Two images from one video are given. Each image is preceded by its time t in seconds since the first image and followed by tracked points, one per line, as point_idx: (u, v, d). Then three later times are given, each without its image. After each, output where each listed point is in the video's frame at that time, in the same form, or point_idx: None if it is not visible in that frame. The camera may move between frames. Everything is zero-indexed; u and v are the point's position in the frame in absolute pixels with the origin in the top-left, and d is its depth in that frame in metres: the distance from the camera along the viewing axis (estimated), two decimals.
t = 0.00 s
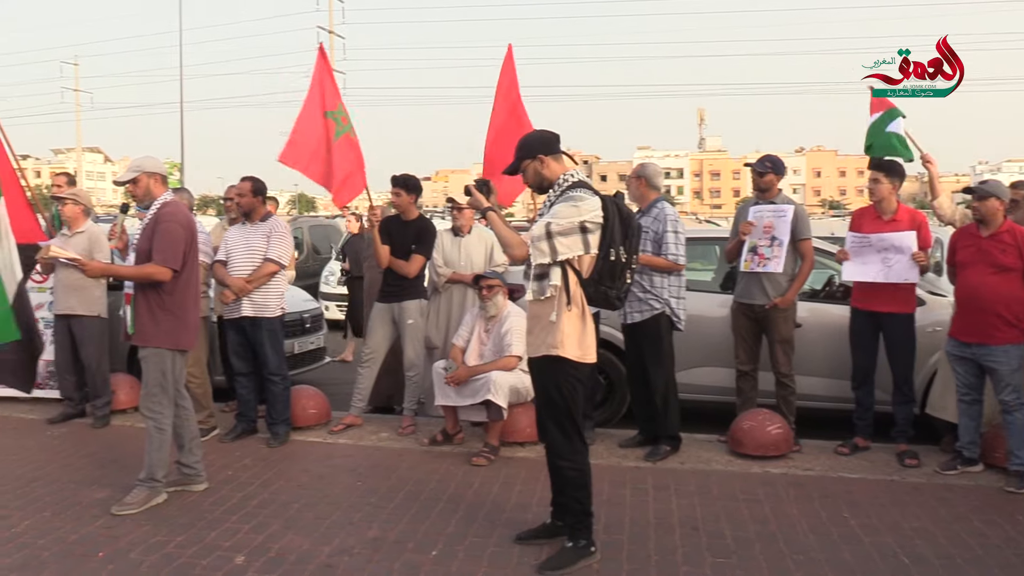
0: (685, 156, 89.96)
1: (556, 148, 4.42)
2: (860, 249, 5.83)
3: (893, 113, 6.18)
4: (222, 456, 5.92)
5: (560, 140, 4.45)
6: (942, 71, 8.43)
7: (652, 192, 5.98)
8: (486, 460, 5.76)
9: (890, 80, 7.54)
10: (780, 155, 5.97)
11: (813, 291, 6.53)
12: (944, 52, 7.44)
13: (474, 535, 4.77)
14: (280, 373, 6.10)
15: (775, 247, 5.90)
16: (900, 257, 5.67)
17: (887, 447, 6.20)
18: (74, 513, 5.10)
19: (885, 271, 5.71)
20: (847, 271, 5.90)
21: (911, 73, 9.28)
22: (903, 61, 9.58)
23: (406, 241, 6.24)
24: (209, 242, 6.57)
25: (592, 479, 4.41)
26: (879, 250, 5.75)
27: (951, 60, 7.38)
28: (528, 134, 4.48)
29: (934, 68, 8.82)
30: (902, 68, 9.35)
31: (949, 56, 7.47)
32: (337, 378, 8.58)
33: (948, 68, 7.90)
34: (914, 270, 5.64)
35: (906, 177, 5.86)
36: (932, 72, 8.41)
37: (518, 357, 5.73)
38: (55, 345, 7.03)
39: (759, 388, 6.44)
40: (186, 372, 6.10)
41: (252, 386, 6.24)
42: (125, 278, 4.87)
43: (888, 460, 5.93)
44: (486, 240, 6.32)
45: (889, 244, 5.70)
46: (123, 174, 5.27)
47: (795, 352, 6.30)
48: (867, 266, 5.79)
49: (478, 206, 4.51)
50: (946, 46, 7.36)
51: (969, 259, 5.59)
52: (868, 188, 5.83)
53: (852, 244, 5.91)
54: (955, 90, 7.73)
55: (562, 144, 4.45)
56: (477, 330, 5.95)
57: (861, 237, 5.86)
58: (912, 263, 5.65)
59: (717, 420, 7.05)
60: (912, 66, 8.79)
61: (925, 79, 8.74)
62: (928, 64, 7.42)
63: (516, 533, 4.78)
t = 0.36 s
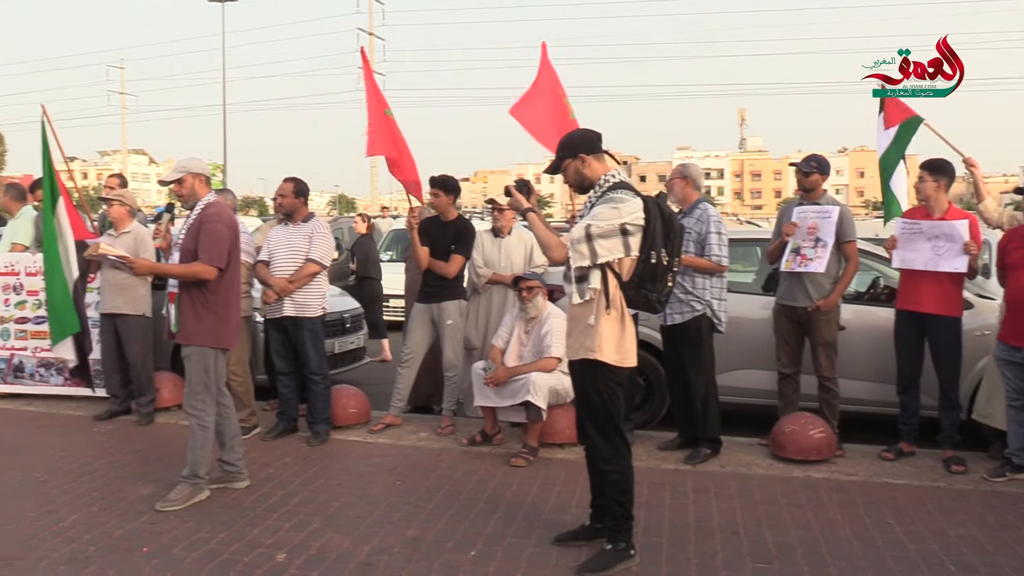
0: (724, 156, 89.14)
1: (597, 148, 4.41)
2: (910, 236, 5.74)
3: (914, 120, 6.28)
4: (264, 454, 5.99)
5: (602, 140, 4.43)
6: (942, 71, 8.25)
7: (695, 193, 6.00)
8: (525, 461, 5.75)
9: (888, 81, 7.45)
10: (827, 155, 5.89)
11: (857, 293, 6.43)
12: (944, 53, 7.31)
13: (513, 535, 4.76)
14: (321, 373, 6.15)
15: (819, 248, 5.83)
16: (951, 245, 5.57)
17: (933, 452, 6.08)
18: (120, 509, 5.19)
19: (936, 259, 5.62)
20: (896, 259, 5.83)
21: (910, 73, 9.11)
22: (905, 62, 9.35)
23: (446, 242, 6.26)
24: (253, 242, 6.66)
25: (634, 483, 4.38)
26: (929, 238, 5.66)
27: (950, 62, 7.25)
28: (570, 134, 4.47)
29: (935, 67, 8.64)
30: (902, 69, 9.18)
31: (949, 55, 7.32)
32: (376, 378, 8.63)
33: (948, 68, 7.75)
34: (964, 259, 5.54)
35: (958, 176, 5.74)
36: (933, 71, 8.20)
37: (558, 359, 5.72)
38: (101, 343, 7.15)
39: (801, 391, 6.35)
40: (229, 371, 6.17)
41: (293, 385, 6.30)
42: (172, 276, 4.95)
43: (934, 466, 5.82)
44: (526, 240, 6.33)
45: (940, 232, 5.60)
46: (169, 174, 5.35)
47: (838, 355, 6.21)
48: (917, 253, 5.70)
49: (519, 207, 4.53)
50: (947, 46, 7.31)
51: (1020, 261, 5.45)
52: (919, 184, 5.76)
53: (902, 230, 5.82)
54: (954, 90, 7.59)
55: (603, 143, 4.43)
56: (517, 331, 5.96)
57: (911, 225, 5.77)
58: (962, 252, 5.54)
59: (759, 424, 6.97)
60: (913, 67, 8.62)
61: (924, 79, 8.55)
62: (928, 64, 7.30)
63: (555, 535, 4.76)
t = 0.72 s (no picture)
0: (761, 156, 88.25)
1: (638, 148, 4.38)
2: (948, 235, 5.64)
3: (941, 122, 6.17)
4: (304, 453, 6.04)
5: (643, 140, 4.39)
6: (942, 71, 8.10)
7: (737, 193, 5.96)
8: (563, 463, 5.74)
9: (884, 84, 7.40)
10: (868, 154, 5.81)
11: (900, 295, 6.33)
12: (944, 53, 7.21)
13: (551, 537, 4.75)
14: (360, 373, 6.19)
15: (861, 250, 5.75)
16: (991, 243, 5.44)
17: (979, 458, 5.95)
18: (162, 505, 5.26)
19: (976, 258, 5.50)
20: (936, 259, 5.73)
21: (910, 74, 8.98)
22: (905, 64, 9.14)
23: (484, 242, 6.27)
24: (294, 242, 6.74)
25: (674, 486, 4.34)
26: (968, 237, 5.55)
27: (945, 62, 7.10)
28: (610, 134, 4.45)
29: (933, 66, 8.54)
30: (902, 69, 9.06)
31: (949, 56, 7.18)
32: (414, 378, 8.67)
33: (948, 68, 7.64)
34: (1005, 256, 5.39)
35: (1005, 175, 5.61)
36: (933, 72, 8.05)
37: (596, 360, 5.69)
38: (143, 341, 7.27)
39: (843, 395, 6.26)
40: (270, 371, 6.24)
41: (332, 385, 6.35)
42: (215, 277, 5.02)
43: (981, 472, 5.70)
44: (565, 241, 6.31)
45: (979, 230, 5.49)
46: (212, 175, 5.42)
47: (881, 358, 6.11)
48: (956, 253, 5.61)
49: (559, 208, 4.53)
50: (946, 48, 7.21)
51: None
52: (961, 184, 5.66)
53: (941, 230, 5.71)
54: (952, 86, 7.45)
55: (645, 143, 4.41)
56: (555, 332, 5.94)
57: (949, 225, 5.66)
58: (1002, 249, 5.39)
59: (800, 427, 6.89)
60: (912, 67, 8.52)
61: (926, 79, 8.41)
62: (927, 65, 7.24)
63: (594, 537, 4.75)
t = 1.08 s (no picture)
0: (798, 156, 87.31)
1: (678, 149, 4.34)
2: (984, 230, 5.54)
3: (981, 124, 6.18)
4: (342, 452, 6.08)
5: (683, 141, 4.35)
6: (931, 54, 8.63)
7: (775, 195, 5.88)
8: (600, 465, 5.71)
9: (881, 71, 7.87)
10: (904, 154, 5.74)
11: (943, 297, 6.22)
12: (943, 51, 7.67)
13: (588, 540, 4.73)
14: (397, 373, 6.21)
15: (902, 252, 5.62)
16: None
17: None
18: (203, 503, 5.33)
19: (1013, 253, 5.41)
20: (973, 256, 5.63)
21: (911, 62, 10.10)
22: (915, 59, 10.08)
23: (520, 243, 6.27)
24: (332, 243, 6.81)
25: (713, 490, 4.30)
26: (1004, 232, 5.45)
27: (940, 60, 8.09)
28: (649, 135, 4.41)
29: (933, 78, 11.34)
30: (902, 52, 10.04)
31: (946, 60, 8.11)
32: (451, 378, 8.69)
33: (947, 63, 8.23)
34: None
35: None
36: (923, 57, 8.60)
37: (632, 362, 5.65)
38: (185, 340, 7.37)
39: (885, 398, 6.17)
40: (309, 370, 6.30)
41: (369, 384, 6.38)
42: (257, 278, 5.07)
43: None
44: (602, 242, 6.28)
45: (1015, 225, 5.39)
46: (256, 174, 5.46)
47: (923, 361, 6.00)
48: (994, 250, 5.51)
49: (598, 209, 4.51)
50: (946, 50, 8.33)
51: None
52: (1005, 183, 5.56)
53: (976, 226, 5.61)
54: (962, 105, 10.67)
55: (685, 144, 4.36)
56: (592, 334, 5.92)
57: (985, 221, 5.55)
58: None
59: (841, 431, 6.79)
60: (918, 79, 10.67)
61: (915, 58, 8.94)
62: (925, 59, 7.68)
63: (631, 540, 4.71)
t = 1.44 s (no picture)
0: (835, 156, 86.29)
1: (714, 149, 4.30)
2: None
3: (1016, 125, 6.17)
4: (378, 451, 6.11)
5: (720, 141, 4.31)
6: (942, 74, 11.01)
7: (815, 195, 5.79)
8: (636, 467, 5.68)
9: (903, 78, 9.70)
10: (943, 152, 5.65)
11: (987, 300, 6.10)
12: (946, 52, 9.37)
13: (624, 542, 4.70)
14: (432, 373, 6.23)
15: (941, 252, 5.53)
16: None
17: None
18: (241, 500, 5.38)
19: None
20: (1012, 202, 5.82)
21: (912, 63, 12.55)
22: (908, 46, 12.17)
23: (556, 243, 6.27)
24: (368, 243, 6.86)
25: (751, 494, 4.25)
26: None
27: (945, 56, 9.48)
28: (686, 135, 4.38)
29: (934, 66, 13.00)
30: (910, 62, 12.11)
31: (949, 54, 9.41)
32: (485, 378, 8.72)
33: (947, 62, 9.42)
34: None
35: None
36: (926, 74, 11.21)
37: (669, 363, 5.62)
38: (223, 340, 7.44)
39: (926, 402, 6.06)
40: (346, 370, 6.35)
41: (404, 384, 6.40)
42: (295, 278, 5.11)
43: None
44: (638, 242, 6.24)
45: None
46: (296, 174, 5.51)
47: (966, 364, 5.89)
48: None
49: (633, 209, 4.47)
50: (943, 47, 9.68)
51: None
52: None
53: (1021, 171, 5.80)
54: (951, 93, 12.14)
55: (722, 144, 4.32)
56: (627, 335, 5.88)
57: (1023, 161, 5.86)
58: None
59: (881, 436, 6.69)
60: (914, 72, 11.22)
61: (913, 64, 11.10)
62: (933, 57, 9.30)
63: (668, 543, 4.68)
